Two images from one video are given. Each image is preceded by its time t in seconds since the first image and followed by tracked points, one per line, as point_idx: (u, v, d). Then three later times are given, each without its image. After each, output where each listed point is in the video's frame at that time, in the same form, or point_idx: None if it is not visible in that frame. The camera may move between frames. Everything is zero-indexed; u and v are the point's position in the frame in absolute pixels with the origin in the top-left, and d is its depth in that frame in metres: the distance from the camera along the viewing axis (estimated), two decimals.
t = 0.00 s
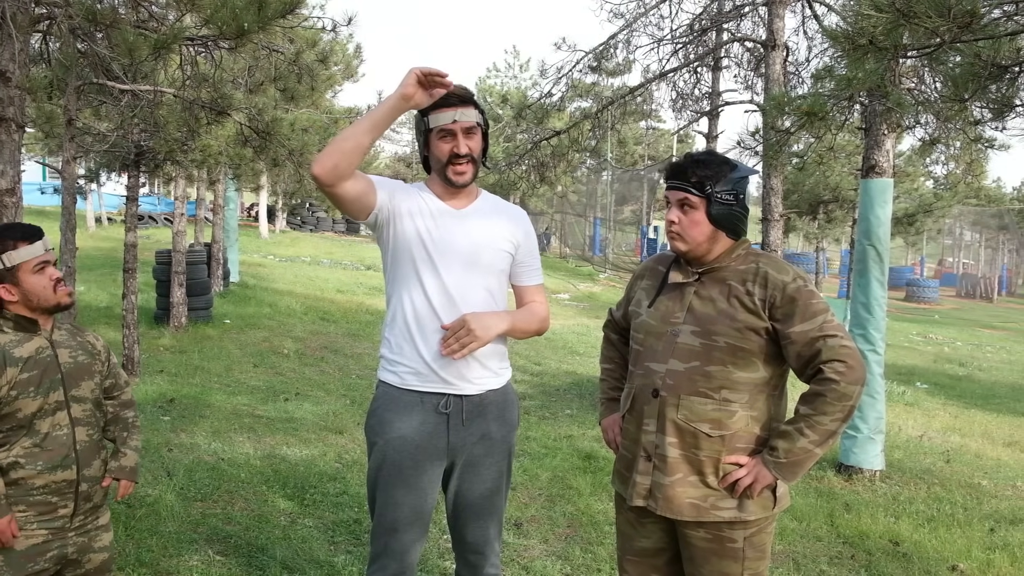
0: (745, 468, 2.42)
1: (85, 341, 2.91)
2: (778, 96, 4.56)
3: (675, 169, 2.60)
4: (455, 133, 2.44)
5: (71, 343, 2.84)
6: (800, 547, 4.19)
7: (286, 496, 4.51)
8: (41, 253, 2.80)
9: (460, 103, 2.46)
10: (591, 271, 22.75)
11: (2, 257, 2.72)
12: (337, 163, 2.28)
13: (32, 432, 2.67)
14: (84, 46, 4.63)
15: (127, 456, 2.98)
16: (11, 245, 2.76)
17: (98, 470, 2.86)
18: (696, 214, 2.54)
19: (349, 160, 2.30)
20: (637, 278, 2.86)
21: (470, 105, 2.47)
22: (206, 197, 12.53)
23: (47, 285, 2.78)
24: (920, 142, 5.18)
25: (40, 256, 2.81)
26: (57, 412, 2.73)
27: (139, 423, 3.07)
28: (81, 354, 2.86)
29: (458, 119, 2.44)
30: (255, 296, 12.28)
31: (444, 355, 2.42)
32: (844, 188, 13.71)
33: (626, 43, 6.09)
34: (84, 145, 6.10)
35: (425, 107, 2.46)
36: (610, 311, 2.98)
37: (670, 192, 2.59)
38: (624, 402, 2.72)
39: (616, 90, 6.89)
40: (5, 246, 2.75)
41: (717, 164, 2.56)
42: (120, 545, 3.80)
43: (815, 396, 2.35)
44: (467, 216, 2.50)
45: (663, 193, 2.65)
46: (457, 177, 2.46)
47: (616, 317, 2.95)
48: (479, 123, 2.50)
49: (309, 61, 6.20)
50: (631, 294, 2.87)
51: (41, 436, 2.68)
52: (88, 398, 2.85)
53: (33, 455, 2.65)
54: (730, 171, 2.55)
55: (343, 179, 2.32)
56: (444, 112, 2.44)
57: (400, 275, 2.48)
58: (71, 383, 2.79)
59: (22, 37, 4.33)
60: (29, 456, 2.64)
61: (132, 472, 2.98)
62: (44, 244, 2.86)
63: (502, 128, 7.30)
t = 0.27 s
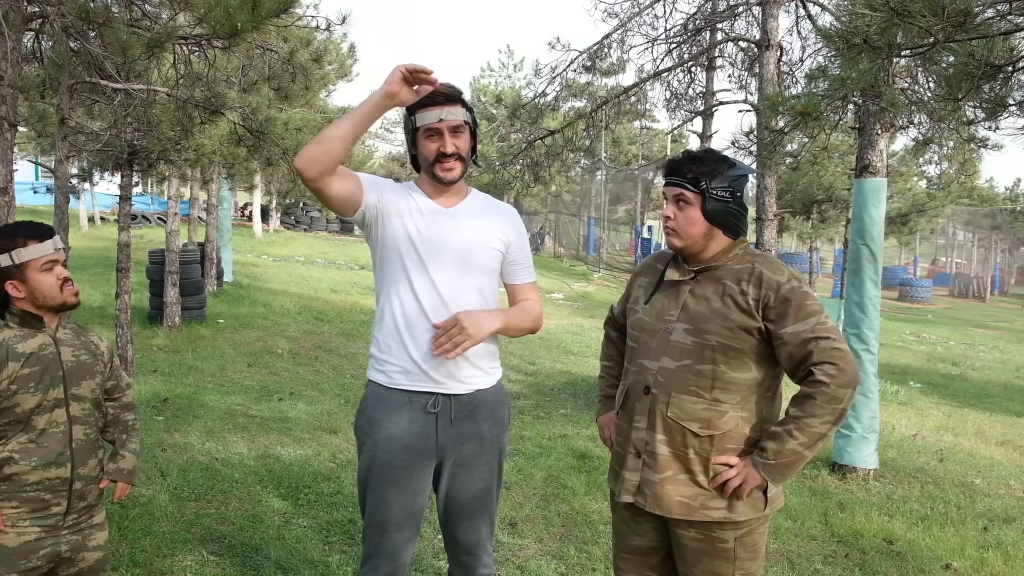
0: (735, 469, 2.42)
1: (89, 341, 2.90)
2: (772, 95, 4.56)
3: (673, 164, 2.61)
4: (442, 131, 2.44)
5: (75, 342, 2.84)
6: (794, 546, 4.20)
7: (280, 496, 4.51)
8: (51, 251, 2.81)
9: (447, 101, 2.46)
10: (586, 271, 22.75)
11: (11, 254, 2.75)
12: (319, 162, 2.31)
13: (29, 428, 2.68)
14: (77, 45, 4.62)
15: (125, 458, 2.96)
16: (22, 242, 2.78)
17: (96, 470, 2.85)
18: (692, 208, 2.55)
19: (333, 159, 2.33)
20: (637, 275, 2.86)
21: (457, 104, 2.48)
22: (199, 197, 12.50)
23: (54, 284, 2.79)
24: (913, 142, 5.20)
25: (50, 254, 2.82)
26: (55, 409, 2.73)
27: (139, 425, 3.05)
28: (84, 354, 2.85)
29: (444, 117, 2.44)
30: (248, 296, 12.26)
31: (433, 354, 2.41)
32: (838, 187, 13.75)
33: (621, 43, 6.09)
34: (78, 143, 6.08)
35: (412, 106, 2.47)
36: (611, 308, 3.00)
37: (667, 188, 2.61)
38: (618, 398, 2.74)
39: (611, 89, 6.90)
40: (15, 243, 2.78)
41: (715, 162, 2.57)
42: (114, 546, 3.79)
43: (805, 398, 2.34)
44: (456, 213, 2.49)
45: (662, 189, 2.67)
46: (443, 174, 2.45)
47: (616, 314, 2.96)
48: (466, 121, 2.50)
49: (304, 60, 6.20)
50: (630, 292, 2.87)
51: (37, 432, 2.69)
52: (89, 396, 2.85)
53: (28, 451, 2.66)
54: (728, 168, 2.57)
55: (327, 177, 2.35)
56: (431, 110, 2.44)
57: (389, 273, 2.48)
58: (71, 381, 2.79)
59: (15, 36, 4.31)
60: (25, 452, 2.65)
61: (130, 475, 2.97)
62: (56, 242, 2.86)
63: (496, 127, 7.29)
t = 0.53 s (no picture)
0: (726, 471, 2.41)
1: (86, 342, 2.89)
2: (768, 95, 4.55)
3: (672, 163, 2.62)
4: (433, 128, 2.43)
5: (72, 342, 2.84)
6: (790, 546, 4.19)
7: (275, 497, 4.49)
8: (54, 252, 2.81)
9: (438, 99, 2.44)
10: (582, 271, 22.77)
11: (14, 253, 2.75)
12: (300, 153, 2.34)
13: (22, 427, 2.66)
14: (71, 44, 4.60)
15: (119, 461, 2.95)
16: (26, 241, 2.78)
17: (90, 471, 2.84)
18: (690, 207, 2.55)
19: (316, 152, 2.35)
20: (637, 275, 2.87)
21: (448, 100, 2.46)
22: (195, 197, 12.47)
23: (56, 285, 2.80)
24: (910, 142, 5.20)
25: (54, 255, 2.82)
26: (50, 409, 2.72)
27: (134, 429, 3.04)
28: (81, 355, 2.84)
29: (437, 114, 2.42)
30: (244, 296, 12.24)
31: (421, 353, 2.41)
32: (834, 187, 13.75)
33: (617, 42, 6.09)
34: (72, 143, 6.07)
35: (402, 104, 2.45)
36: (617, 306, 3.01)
37: (666, 186, 2.61)
38: (614, 396, 2.75)
39: (607, 89, 6.90)
40: (20, 242, 2.78)
41: (714, 161, 2.56)
42: (108, 547, 3.77)
43: (796, 401, 2.31)
44: (445, 212, 2.49)
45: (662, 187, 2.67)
46: (438, 173, 2.45)
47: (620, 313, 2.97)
48: (457, 118, 2.48)
49: (299, 59, 6.19)
50: (631, 292, 2.88)
51: (31, 431, 2.68)
52: (84, 397, 2.84)
53: (21, 451, 2.65)
54: (727, 167, 2.55)
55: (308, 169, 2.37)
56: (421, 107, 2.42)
57: (376, 271, 2.47)
58: (67, 381, 2.78)
59: (9, 35, 4.30)
60: (18, 451, 2.64)
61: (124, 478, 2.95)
62: (60, 243, 2.87)
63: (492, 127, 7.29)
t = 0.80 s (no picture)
0: (725, 471, 2.40)
1: (86, 343, 2.88)
2: (768, 94, 4.54)
3: (672, 162, 2.61)
4: (417, 130, 2.41)
5: (71, 342, 2.83)
6: (792, 546, 4.18)
7: (276, 497, 4.48)
8: (55, 253, 2.80)
9: (420, 100, 2.42)
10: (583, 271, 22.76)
11: (14, 254, 2.74)
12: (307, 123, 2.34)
13: (19, 426, 2.65)
14: (71, 43, 4.60)
15: (119, 463, 2.95)
16: (26, 242, 2.77)
17: (89, 472, 2.83)
18: (688, 206, 2.55)
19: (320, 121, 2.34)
20: (639, 274, 2.86)
21: (432, 101, 2.44)
22: (194, 197, 12.46)
23: (55, 286, 2.79)
24: (910, 140, 5.20)
25: (54, 256, 2.82)
26: (49, 410, 2.72)
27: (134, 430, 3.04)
28: (80, 355, 2.83)
29: (418, 116, 2.40)
30: (244, 296, 12.23)
31: (412, 352, 2.40)
32: (834, 187, 13.75)
33: (617, 42, 6.08)
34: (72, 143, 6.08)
35: (388, 105, 2.45)
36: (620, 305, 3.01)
37: (666, 185, 2.61)
38: (615, 394, 2.75)
39: (606, 88, 6.89)
40: (21, 242, 2.77)
41: (713, 159, 2.55)
42: (107, 548, 3.76)
43: (794, 401, 2.29)
44: (437, 210, 2.48)
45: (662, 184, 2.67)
46: (422, 175, 2.43)
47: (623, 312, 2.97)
48: (443, 118, 2.46)
49: (298, 59, 6.18)
50: (633, 290, 2.87)
51: (29, 432, 2.67)
52: (82, 397, 2.83)
53: (19, 451, 2.64)
54: (726, 165, 2.55)
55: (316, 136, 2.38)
56: (405, 110, 2.41)
57: (366, 270, 2.47)
58: (65, 381, 2.77)
59: (8, 34, 4.29)
60: (16, 451, 2.63)
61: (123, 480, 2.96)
62: (61, 244, 2.87)
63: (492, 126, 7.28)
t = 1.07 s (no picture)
0: (726, 471, 2.39)
1: (85, 342, 2.88)
2: (769, 94, 4.54)
3: (669, 163, 2.62)
4: (408, 120, 2.42)
5: (71, 341, 2.83)
6: (793, 546, 4.18)
7: (276, 497, 4.48)
8: (53, 253, 2.80)
9: (412, 91, 2.43)
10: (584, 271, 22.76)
11: (12, 254, 2.73)
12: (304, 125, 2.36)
13: (17, 426, 2.65)
14: (71, 43, 4.60)
15: (119, 462, 2.94)
16: (23, 242, 2.76)
17: (89, 472, 2.83)
18: (686, 206, 2.55)
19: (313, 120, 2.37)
20: (638, 274, 2.87)
21: (424, 94, 2.44)
22: (195, 197, 12.45)
23: (54, 286, 2.78)
24: (911, 141, 5.20)
25: (52, 256, 2.81)
26: (48, 409, 2.72)
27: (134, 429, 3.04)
28: (79, 355, 2.83)
29: (409, 106, 2.41)
30: (245, 296, 12.23)
31: (403, 353, 2.40)
32: (835, 187, 13.75)
33: (617, 42, 6.08)
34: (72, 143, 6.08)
35: (382, 97, 2.46)
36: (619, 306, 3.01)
37: (663, 187, 2.62)
38: (615, 395, 2.75)
39: (607, 89, 6.89)
40: (18, 242, 2.76)
41: (710, 159, 2.55)
42: (108, 548, 3.76)
43: (795, 401, 2.29)
44: (430, 209, 2.47)
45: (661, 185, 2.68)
46: (413, 166, 2.44)
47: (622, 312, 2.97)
48: (435, 110, 2.46)
49: (298, 58, 6.18)
50: (632, 291, 2.88)
51: (28, 431, 2.67)
52: (82, 396, 2.82)
53: (18, 451, 2.64)
54: (723, 165, 2.55)
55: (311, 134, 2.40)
56: (395, 100, 2.41)
57: (360, 271, 2.48)
58: (64, 381, 2.77)
59: (8, 34, 4.29)
60: (15, 451, 2.63)
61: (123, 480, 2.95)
62: (59, 243, 2.86)
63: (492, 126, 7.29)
